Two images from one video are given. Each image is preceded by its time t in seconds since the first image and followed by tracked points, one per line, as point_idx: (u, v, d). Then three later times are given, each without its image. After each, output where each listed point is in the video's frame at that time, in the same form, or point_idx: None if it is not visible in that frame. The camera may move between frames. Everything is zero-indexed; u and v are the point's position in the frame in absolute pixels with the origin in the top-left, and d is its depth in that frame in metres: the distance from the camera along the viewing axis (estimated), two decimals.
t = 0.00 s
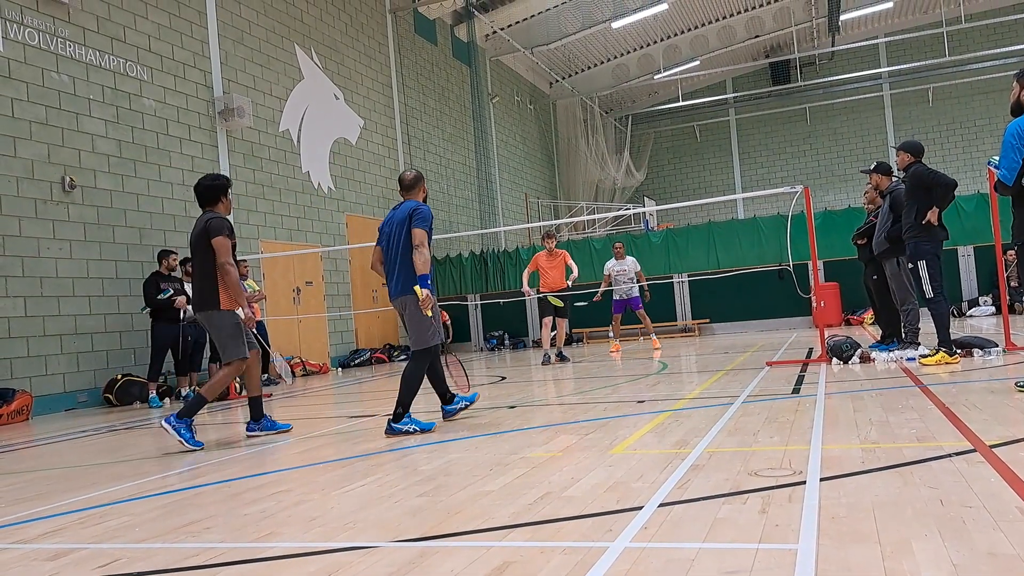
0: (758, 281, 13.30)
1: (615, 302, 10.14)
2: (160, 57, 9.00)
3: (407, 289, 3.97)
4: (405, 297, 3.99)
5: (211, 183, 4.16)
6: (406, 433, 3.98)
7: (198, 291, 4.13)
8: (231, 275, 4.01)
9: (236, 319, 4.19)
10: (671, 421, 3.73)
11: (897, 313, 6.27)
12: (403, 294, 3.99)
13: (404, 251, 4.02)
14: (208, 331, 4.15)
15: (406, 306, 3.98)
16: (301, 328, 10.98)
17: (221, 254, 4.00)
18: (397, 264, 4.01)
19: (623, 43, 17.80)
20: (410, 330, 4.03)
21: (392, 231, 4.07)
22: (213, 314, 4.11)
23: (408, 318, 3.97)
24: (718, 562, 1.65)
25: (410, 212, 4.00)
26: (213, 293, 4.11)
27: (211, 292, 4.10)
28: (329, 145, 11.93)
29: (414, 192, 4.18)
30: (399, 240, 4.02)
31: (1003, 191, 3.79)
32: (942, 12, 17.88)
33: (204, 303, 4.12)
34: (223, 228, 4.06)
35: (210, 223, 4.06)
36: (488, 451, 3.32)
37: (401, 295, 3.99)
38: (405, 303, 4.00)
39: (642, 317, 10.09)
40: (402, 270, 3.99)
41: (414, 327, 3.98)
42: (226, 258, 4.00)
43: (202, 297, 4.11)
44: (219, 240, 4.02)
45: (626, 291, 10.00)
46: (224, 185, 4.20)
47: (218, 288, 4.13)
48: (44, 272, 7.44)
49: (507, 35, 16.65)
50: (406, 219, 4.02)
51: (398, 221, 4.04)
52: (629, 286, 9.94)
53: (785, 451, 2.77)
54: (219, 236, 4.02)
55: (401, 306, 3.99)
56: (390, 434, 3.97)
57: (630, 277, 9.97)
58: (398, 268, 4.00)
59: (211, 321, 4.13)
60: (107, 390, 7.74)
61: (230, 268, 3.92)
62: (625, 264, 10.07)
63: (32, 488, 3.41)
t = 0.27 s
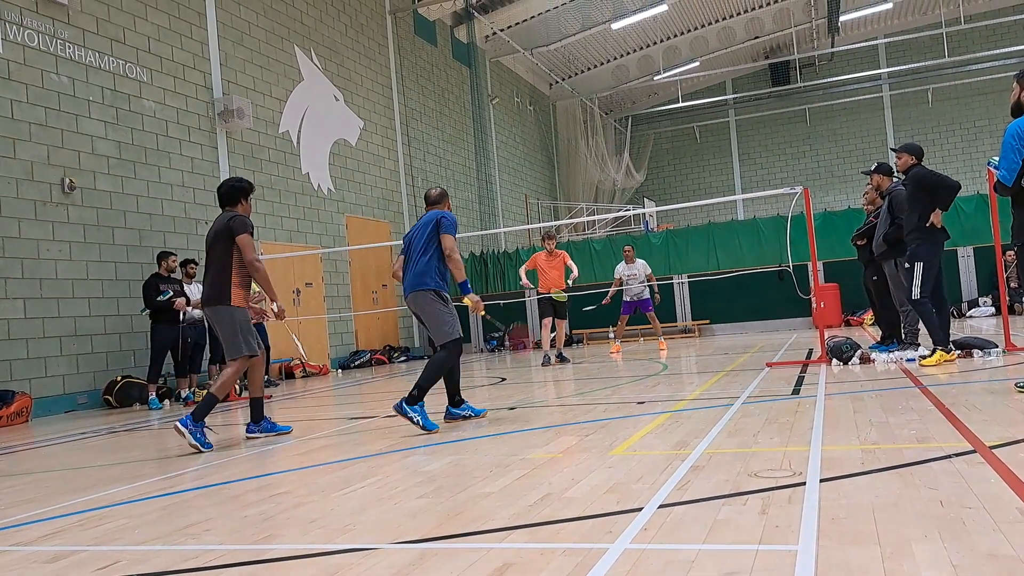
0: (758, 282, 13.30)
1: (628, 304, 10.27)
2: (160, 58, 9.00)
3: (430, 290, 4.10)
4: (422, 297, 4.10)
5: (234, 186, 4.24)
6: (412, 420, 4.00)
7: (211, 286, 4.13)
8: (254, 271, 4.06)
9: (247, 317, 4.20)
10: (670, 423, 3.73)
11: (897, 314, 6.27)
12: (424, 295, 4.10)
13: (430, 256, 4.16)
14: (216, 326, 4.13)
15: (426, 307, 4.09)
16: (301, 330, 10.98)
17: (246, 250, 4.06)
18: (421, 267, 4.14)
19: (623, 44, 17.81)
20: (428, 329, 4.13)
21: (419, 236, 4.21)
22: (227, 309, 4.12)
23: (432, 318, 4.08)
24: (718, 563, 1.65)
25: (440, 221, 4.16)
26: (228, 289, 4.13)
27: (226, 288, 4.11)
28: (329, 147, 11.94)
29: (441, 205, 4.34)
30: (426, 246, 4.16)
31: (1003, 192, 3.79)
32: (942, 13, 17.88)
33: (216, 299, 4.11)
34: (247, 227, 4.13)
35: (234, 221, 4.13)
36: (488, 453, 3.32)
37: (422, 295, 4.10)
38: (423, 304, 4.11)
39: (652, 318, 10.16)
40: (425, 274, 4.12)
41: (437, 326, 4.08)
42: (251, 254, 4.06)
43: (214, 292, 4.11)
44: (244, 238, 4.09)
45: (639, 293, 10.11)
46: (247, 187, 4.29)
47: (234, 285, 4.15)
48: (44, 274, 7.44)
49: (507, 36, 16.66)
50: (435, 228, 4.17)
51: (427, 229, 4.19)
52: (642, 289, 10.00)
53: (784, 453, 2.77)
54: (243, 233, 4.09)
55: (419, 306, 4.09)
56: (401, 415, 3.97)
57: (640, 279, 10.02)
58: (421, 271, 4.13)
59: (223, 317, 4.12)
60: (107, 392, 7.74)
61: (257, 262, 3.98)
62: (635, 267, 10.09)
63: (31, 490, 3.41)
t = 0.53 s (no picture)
0: (757, 282, 13.31)
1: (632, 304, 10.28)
2: (159, 59, 9.01)
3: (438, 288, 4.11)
4: (429, 294, 4.10)
5: (240, 187, 4.23)
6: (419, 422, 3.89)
7: (217, 287, 4.12)
8: (264, 274, 4.08)
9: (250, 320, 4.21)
10: (670, 423, 3.73)
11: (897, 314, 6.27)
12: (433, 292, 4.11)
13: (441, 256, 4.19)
14: (217, 327, 4.12)
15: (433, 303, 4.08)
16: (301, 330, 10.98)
17: (256, 254, 4.08)
18: (431, 265, 4.15)
19: (622, 45, 17.82)
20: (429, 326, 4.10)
21: (431, 235, 4.24)
22: (232, 311, 4.12)
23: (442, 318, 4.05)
24: (718, 564, 1.65)
25: (456, 224, 4.21)
26: (233, 291, 4.13)
27: (232, 290, 4.11)
28: (329, 148, 11.95)
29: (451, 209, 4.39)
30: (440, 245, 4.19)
31: (1002, 192, 3.78)
32: (941, 13, 17.90)
33: (221, 300, 4.11)
34: (257, 231, 4.15)
35: (244, 224, 4.14)
36: (488, 454, 3.32)
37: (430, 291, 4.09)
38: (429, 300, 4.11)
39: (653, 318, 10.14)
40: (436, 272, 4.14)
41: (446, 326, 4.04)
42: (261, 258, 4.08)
43: (219, 293, 4.11)
44: (254, 241, 4.11)
45: (641, 294, 10.09)
46: (253, 189, 4.28)
47: (240, 287, 4.16)
48: (44, 275, 7.44)
49: (507, 37, 16.67)
50: (451, 229, 4.22)
51: (440, 229, 4.22)
52: (644, 288, 9.97)
53: (784, 453, 2.77)
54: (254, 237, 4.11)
55: (425, 301, 4.07)
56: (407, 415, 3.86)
57: (642, 280, 9.98)
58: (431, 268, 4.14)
59: (227, 318, 4.11)
60: (106, 393, 7.75)
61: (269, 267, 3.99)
62: (637, 268, 10.08)
63: (32, 490, 3.41)
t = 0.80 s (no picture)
0: (757, 283, 13.32)
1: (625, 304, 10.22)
2: (158, 60, 9.00)
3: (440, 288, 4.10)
4: (430, 294, 4.09)
5: (239, 187, 4.23)
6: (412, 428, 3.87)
7: (218, 288, 4.12)
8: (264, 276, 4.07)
9: (251, 321, 4.20)
10: (669, 423, 3.73)
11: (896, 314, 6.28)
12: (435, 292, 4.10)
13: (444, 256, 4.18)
14: (217, 328, 4.11)
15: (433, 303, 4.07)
16: (300, 331, 10.99)
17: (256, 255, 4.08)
18: (433, 265, 4.14)
19: (621, 45, 17.83)
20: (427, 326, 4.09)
21: (434, 235, 4.23)
22: (232, 312, 4.11)
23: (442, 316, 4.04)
24: (717, 564, 1.65)
25: (460, 224, 4.20)
26: (233, 291, 4.13)
27: (234, 291, 4.12)
28: (329, 148, 11.96)
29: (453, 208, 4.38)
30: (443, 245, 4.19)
31: (1001, 192, 3.78)
32: (940, 14, 17.91)
33: (221, 300, 4.10)
34: (257, 232, 4.15)
35: (244, 225, 4.14)
36: (487, 454, 3.32)
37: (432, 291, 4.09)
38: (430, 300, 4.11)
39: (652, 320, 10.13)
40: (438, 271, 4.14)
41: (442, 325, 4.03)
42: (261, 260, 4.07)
43: (219, 294, 4.11)
44: (254, 243, 4.11)
45: (638, 294, 10.05)
46: (252, 189, 4.29)
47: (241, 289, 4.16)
48: (43, 276, 7.43)
49: (506, 37, 16.68)
50: (454, 229, 4.21)
51: (443, 228, 4.22)
52: (642, 289, 9.96)
53: (783, 453, 2.77)
54: (254, 239, 4.11)
55: (426, 301, 4.06)
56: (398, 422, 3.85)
57: (639, 281, 9.97)
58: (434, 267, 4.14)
59: (228, 319, 4.11)
60: (106, 393, 7.75)
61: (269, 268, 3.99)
62: (635, 269, 10.07)
63: (31, 491, 3.41)
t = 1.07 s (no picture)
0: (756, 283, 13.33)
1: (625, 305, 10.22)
2: (157, 61, 9.00)
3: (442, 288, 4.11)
4: (435, 295, 4.10)
5: (236, 188, 4.24)
6: (412, 427, 3.85)
7: (216, 290, 4.13)
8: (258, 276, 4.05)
9: (250, 321, 4.19)
10: (669, 424, 3.74)
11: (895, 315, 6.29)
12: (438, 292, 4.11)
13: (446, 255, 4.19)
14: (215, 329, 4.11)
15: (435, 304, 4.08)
16: (300, 331, 11.01)
17: (250, 256, 4.06)
18: (437, 266, 4.15)
19: (620, 46, 17.84)
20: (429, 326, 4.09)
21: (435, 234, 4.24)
22: (230, 313, 4.10)
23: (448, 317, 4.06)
24: (717, 564, 1.65)
25: (461, 223, 4.20)
26: (231, 292, 4.12)
27: (231, 291, 4.11)
28: (328, 148, 11.95)
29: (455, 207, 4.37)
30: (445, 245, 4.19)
31: (1001, 193, 3.78)
32: (938, 15, 17.94)
33: (219, 301, 4.10)
34: (252, 232, 4.14)
35: (239, 226, 4.13)
36: (486, 455, 3.32)
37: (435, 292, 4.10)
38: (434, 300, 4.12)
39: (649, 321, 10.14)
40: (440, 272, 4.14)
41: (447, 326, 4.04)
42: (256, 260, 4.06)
43: (216, 295, 4.11)
44: (249, 244, 4.09)
45: (637, 294, 10.06)
46: (248, 189, 4.29)
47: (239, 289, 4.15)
48: (42, 276, 7.42)
49: (505, 38, 16.69)
50: (456, 228, 4.21)
51: (445, 228, 4.22)
52: (641, 290, 9.97)
53: (783, 454, 2.77)
54: (249, 239, 4.09)
55: (431, 302, 4.07)
56: (398, 423, 3.83)
57: (637, 283, 9.98)
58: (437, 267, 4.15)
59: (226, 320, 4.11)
60: (105, 394, 7.75)
61: (262, 268, 3.96)
62: (635, 270, 10.08)
63: (30, 492, 3.41)
